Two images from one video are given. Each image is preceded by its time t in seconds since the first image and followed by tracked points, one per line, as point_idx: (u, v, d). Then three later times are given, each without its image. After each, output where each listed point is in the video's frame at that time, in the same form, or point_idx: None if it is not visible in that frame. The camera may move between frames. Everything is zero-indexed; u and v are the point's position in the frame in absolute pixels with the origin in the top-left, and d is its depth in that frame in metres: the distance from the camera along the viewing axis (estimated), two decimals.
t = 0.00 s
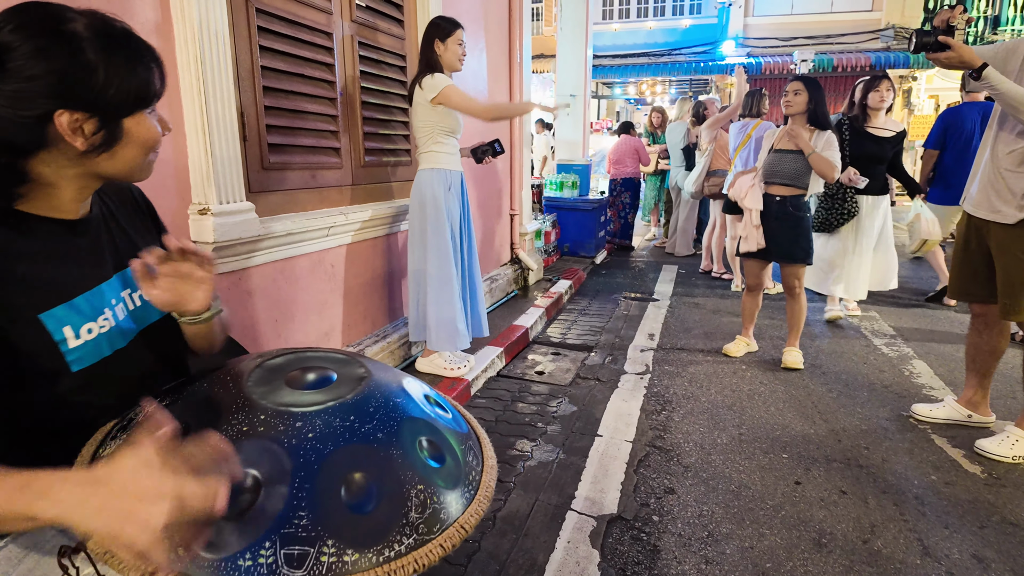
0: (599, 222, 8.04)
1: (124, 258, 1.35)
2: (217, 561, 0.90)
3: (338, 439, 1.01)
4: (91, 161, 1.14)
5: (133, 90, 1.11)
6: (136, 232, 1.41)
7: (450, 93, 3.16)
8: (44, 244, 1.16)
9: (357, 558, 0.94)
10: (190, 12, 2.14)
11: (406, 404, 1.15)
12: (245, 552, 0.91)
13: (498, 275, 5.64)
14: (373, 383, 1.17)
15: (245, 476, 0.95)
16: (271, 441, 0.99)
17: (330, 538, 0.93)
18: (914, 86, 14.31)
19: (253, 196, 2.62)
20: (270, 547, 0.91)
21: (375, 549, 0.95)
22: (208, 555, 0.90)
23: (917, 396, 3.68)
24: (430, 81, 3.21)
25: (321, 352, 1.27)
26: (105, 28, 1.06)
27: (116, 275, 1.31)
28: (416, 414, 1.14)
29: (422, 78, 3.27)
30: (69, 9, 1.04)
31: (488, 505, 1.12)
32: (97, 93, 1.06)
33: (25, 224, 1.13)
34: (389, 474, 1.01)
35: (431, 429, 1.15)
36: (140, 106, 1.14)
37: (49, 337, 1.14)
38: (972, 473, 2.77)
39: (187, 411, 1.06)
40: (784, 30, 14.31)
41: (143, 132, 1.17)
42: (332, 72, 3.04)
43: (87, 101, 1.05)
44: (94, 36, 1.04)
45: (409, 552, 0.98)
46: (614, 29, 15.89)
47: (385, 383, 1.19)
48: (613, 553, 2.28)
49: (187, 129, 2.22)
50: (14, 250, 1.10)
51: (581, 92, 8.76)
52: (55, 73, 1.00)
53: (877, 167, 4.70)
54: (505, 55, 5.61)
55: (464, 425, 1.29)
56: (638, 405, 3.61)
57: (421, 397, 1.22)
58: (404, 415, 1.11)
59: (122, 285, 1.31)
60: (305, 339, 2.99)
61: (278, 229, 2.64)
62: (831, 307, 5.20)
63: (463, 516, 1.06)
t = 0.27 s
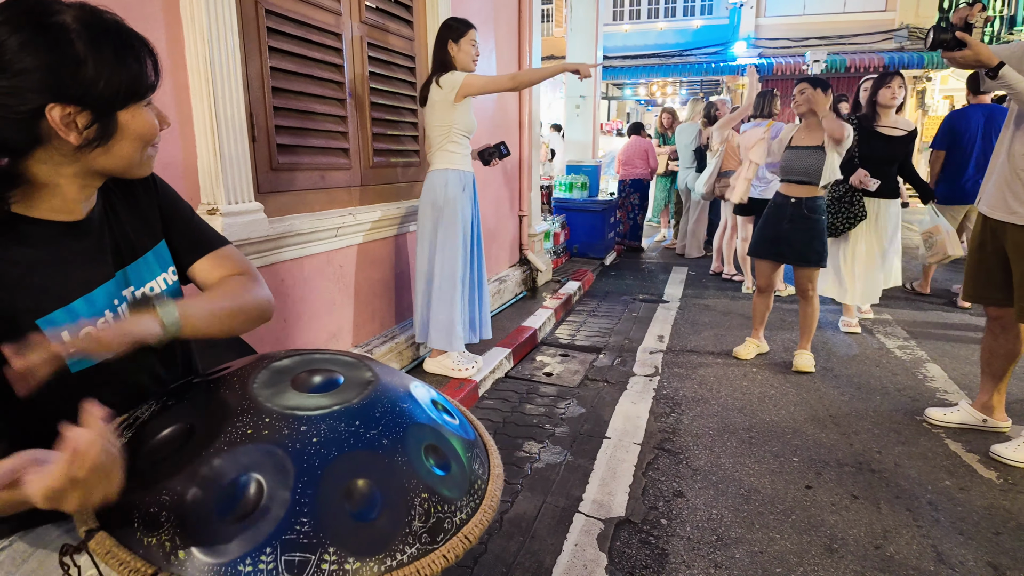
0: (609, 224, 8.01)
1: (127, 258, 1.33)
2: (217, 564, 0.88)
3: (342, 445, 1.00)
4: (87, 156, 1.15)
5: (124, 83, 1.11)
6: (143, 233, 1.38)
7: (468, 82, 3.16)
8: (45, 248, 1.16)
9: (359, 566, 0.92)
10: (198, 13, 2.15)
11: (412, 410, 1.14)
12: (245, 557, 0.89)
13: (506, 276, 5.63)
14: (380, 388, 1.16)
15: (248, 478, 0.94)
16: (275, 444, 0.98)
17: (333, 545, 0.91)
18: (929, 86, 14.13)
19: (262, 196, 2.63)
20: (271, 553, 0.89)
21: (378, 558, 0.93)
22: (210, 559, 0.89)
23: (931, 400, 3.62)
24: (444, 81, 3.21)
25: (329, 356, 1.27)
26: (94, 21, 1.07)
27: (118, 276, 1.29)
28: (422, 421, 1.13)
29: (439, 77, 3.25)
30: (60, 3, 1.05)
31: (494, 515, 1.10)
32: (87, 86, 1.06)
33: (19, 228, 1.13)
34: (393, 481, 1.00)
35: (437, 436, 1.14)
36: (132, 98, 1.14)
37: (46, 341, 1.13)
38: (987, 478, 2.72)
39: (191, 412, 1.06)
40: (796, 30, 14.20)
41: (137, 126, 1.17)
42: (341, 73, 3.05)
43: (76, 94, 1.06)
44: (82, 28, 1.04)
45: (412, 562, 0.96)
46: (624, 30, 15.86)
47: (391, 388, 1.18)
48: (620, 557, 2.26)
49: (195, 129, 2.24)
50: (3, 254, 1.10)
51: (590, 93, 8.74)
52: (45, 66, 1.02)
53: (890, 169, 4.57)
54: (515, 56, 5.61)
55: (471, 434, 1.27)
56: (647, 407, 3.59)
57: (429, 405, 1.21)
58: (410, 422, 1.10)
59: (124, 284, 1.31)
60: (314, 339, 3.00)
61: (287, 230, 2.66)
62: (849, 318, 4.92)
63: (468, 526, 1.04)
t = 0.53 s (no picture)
0: (613, 224, 8.02)
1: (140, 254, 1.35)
2: (228, 554, 0.90)
3: (350, 437, 1.03)
4: (105, 160, 1.16)
5: (142, 88, 1.12)
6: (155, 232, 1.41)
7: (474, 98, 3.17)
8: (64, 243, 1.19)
9: (367, 555, 0.93)
10: (207, 14, 2.19)
11: (417, 404, 1.16)
12: (256, 547, 0.91)
13: (511, 275, 5.65)
14: (385, 382, 1.19)
15: (259, 470, 0.97)
16: (284, 438, 1.01)
17: (341, 535, 0.93)
18: (937, 86, 14.04)
19: (269, 195, 2.67)
20: (281, 543, 0.91)
21: (385, 546, 0.95)
22: (223, 548, 0.90)
23: (936, 400, 3.62)
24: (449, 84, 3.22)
25: (335, 353, 1.30)
26: (114, 28, 1.08)
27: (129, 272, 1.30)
28: (427, 414, 1.16)
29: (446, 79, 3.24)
30: (80, 11, 1.07)
31: (498, 506, 1.12)
32: (105, 90, 1.08)
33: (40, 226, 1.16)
34: (399, 473, 1.02)
35: (442, 430, 1.16)
36: (148, 103, 1.15)
37: (58, 331, 1.16)
38: (991, 478, 2.72)
39: (200, 408, 1.09)
40: (803, 30, 14.15)
41: (151, 132, 1.18)
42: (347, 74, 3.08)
43: (94, 100, 1.07)
44: (101, 36, 1.06)
45: (418, 551, 0.97)
46: (630, 31, 15.86)
47: (397, 383, 1.21)
48: (623, 554, 2.27)
49: (206, 130, 2.27)
50: (19, 250, 1.12)
51: (596, 93, 8.75)
52: (65, 72, 1.03)
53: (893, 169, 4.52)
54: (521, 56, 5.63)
55: (474, 427, 1.29)
56: (651, 406, 3.60)
57: (433, 399, 1.24)
58: (416, 415, 1.13)
59: (138, 279, 1.33)
60: (320, 337, 3.03)
61: (295, 229, 2.69)
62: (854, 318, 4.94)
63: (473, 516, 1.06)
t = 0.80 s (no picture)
0: (616, 224, 8.06)
1: (171, 250, 1.40)
2: (236, 533, 0.93)
3: (352, 425, 1.07)
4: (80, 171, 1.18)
5: (115, 113, 1.12)
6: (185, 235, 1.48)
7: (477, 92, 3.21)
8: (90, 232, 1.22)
9: (368, 535, 0.96)
10: (215, 19, 2.24)
11: (416, 395, 1.21)
12: (263, 527, 0.95)
13: (514, 275, 5.70)
14: (386, 375, 1.24)
15: (265, 455, 1.02)
16: (289, 425, 1.05)
17: (343, 516, 0.96)
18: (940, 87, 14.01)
19: (275, 195, 2.72)
20: (286, 523, 0.95)
21: (385, 528, 0.98)
22: (230, 528, 0.94)
23: (934, 399, 3.64)
24: (450, 86, 3.26)
25: (338, 348, 1.35)
26: (103, 56, 1.11)
27: (162, 263, 1.36)
28: (425, 405, 1.21)
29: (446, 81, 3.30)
30: (86, 31, 1.11)
31: (495, 493, 1.15)
32: (72, 109, 1.09)
33: (73, 215, 1.20)
34: (398, 458, 1.06)
35: (440, 421, 1.21)
36: (114, 129, 1.14)
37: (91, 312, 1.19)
38: (986, 474, 2.75)
39: (207, 397, 1.14)
40: (807, 31, 14.16)
41: (115, 156, 1.17)
42: (351, 75, 3.13)
43: (58, 115, 1.09)
44: (84, 58, 1.08)
45: (417, 533, 1.00)
46: (634, 31, 15.90)
47: (397, 376, 1.26)
48: (621, 547, 2.31)
49: (205, 135, 2.32)
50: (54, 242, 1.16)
51: (598, 94, 8.79)
52: (37, 86, 1.07)
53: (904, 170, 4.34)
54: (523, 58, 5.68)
55: (473, 420, 1.33)
56: (651, 404, 3.64)
57: (432, 392, 1.28)
58: (414, 406, 1.18)
59: (168, 271, 1.37)
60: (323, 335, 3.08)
61: (299, 228, 2.75)
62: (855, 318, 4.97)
63: (470, 502, 1.09)
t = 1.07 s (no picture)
0: (615, 224, 8.10)
1: (183, 252, 1.45)
2: (241, 506, 0.99)
3: (350, 407, 1.13)
4: (102, 160, 1.26)
5: (138, 106, 1.21)
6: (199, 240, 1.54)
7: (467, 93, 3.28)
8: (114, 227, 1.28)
9: (365, 508, 1.02)
10: (218, 24, 2.30)
11: (410, 380, 1.27)
12: (266, 499, 1.00)
13: (513, 275, 5.75)
14: (382, 362, 1.29)
15: (268, 433, 1.07)
16: (290, 406, 1.11)
17: (341, 490, 1.02)
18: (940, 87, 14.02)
19: (277, 195, 2.77)
20: (287, 496, 1.00)
21: (381, 502, 1.04)
22: (235, 500, 1.00)
23: (926, 397, 3.69)
24: (445, 89, 3.32)
25: (336, 337, 1.40)
26: (129, 57, 1.21)
27: (173, 261, 1.40)
28: (419, 390, 1.26)
29: (440, 84, 3.35)
30: (116, 36, 1.21)
31: (485, 473, 1.21)
32: (97, 100, 1.18)
33: (97, 208, 1.26)
34: (393, 438, 1.12)
35: (433, 406, 1.26)
36: (135, 120, 1.22)
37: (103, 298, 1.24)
38: (975, 470, 2.80)
39: (214, 383, 1.19)
40: (807, 31, 14.18)
41: (134, 146, 1.24)
42: (351, 78, 3.18)
43: (84, 107, 1.18)
44: (111, 56, 1.18)
45: (411, 507, 1.06)
46: (634, 32, 15.94)
47: (393, 363, 1.31)
48: (615, 540, 2.36)
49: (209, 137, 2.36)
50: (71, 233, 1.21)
51: (598, 95, 8.84)
52: (68, 81, 1.17)
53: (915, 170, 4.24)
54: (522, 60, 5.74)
55: (465, 406, 1.39)
56: (647, 401, 3.68)
57: (426, 379, 1.34)
58: (409, 391, 1.23)
59: (179, 269, 1.41)
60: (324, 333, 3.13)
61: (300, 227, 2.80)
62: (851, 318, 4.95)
63: (462, 480, 1.15)
